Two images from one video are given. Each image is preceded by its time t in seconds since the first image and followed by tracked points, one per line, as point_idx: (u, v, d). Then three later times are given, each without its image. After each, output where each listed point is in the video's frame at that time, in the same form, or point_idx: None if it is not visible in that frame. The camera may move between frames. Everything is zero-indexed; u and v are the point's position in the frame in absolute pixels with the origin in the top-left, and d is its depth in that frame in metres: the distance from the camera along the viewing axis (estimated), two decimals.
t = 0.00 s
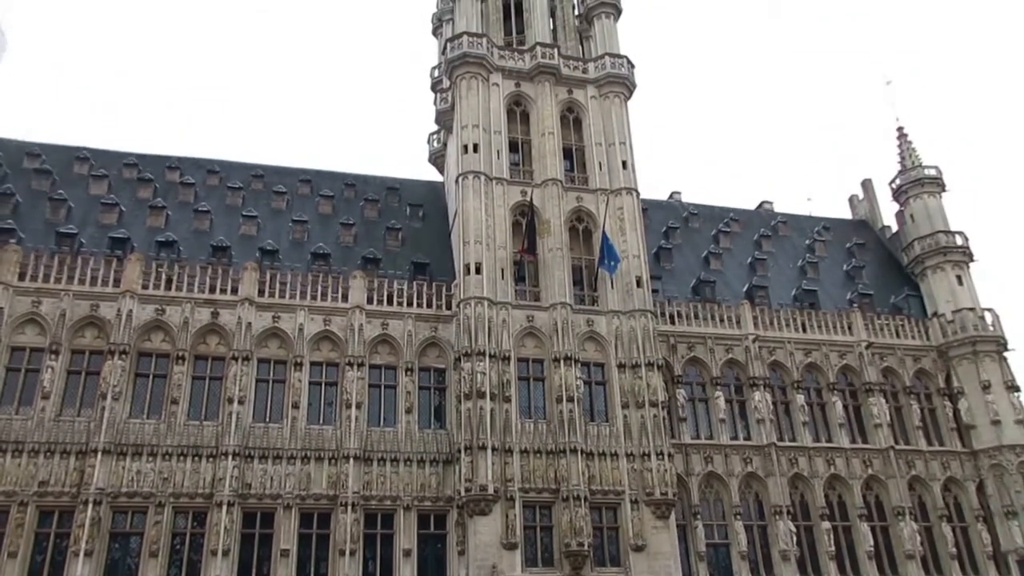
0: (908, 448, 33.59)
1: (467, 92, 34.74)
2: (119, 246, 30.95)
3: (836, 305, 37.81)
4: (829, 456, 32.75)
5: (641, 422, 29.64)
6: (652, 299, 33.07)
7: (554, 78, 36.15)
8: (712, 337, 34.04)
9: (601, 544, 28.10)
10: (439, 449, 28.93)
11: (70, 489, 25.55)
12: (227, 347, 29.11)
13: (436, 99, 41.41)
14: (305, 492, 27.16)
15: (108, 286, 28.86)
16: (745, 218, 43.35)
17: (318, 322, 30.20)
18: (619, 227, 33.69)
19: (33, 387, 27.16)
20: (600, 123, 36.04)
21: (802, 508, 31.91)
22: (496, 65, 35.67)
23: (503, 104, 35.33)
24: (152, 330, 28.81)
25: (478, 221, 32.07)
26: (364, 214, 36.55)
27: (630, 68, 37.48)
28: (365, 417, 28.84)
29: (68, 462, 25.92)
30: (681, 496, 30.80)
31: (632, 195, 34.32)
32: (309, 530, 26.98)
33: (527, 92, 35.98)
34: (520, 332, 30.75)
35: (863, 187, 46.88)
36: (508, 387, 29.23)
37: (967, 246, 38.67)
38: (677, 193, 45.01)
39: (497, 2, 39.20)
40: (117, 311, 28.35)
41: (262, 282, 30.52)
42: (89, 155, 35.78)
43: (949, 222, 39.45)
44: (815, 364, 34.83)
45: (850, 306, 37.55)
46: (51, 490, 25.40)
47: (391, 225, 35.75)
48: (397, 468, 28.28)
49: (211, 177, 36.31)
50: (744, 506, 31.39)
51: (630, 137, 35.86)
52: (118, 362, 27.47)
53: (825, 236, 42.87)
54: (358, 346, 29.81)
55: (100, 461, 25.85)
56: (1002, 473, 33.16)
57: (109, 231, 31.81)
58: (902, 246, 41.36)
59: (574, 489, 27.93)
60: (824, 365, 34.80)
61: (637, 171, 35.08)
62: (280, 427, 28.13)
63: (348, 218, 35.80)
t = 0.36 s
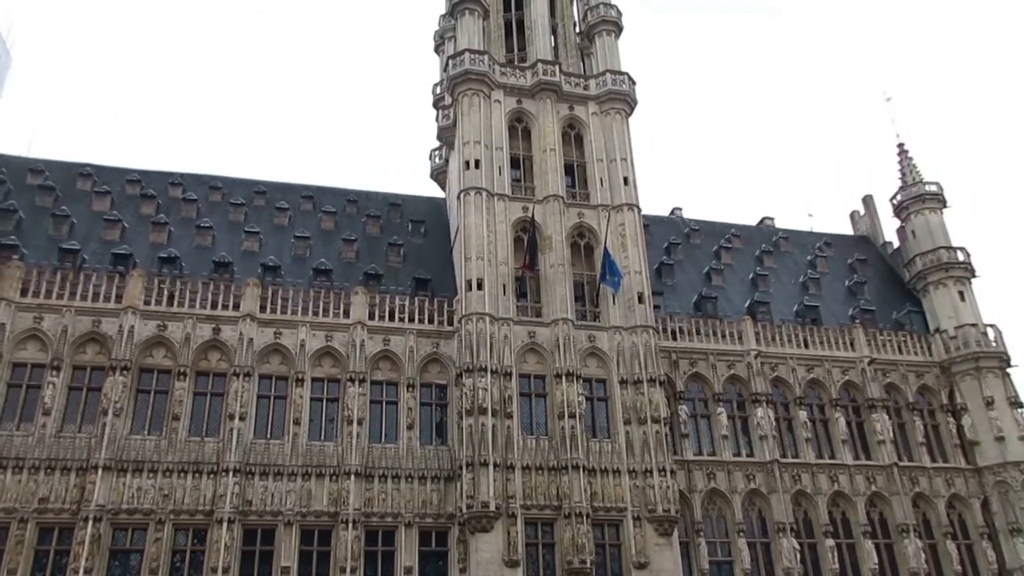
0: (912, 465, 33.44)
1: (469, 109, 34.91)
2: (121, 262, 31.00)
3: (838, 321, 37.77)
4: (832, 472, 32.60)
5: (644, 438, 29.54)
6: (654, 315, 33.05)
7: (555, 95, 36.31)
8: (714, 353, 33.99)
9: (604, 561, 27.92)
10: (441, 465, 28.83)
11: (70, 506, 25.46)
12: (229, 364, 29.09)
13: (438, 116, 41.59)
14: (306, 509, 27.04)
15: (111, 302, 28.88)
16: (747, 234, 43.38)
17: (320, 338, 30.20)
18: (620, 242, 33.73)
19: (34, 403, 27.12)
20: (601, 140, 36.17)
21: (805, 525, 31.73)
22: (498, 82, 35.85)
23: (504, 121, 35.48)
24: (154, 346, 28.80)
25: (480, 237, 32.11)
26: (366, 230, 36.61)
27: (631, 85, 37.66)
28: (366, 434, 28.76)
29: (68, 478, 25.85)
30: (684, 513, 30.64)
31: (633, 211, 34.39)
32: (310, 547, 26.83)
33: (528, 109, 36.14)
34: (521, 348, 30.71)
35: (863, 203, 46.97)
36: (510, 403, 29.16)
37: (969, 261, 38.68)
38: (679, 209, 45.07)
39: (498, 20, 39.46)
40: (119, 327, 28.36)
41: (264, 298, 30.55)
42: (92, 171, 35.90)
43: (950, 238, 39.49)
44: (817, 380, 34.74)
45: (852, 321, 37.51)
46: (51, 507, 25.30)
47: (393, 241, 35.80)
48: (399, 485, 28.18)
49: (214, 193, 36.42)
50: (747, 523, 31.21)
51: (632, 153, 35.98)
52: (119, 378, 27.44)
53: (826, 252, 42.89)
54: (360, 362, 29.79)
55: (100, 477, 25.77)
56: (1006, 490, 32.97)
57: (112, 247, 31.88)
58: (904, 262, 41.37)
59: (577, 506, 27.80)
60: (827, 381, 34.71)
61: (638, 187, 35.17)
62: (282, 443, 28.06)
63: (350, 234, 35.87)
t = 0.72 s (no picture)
0: (916, 481, 33.26)
1: (470, 126, 35.05)
2: (124, 280, 31.04)
3: (840, 336, 37.71)
4: (836, 489, 32.43)
5: (646, 455, 29.42)
6: (656, 331, 33.02)
7: (556, 112, 36.47)
8: (717, 369, 33.92)
9: None
10: (443, 483, 28.70)
11: (71, 525, 25.35)
12: (230, 381, 29.05)
13: (439, 133, 41.76)
14: (307, 527, 26.92)
15: (113, 320, 28.91)
16: (748, 250, 43.39)
17: (321, 355, 30.16)
18: (622, 259, 33.76)
19: (36, 422, 27.08)
20: (602, 157, 36.28)
21: (810, 543, 31.52)
22: (499, 99, 36.02)
23: (505, 138, 35.61)
24: (156, 364, 28.78)
25: (482, 253, 32.14)
26: (368, 247, 36.67)
27: (632, 102, 37.83)
28: (368, 451, 28.67)
29: (69, 497, 25.76)
30: (687, 530, 30.46)
31: (635, 228, 34.43)
32: (311, 566, 26.67)
33: (529, 126, 36.28)
34: (524, 365, 30.66)
35: (865, 219, 47.02)
36: (512, 420, 29.07)
37: (971, 277, 38.66)
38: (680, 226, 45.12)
39: (499, 38, 39.71)
40: (121, 345, 28.37)
41: (266, 315, 30.57)
42: (95, 190, 36.01)
43: (952, 253, 39.49)
44: (820, 396, 34.64)
45: (854, 337, 37.45)
46: (52, 526, 25.19)
47: (395, 258, 35.84)
48: (401, 503, 28.05)
49: (216, 211, 36.52)
50: (751, 541, 31.01)
51: (633, 169, 36.09)
52: (121, 396, 27.41)
53: (828, 268, 42.87)
54: (362, 379, 29.74)
55: (101, 496, 25.67)
56: (1012, 507, 32.78)
57: (114, 265, 31.93)
58: (906, 278, 41.36)
59: (579, 524, 27.65)
60: (830, 397, 34.60)
61: (639, 203, 35.24)
62: (283, 461, 27.98)
63: (352, 251, 35.92)
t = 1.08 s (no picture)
0: (922, 494, 33.07)
1: (474, 140, 35.15)
2: (128, 294, 31.11)
3: (844, 349, 37.62)
4: (842, 502, 32.26)
5: (650, 468, 29.31)
6: (660, 344, 32.98)
7: (559, 125, 36.58)
8: (721, 382, 33.83)
9: None
10: (446, 497, 28.62)
11: (73, 539, 25.29)
12: (234, 395, 29.04)
13: (442, 146, 41.89)
14: (311, 541, 26.83)
15: (117, 333, 28.95)
16: (752, 262, 43.37)
17: (325, 368, 30.15)
18: (625, 271, 33.76)
19: (39, 435, 27.07)
20: (605, 170, 36.34)
21: (815, 557, 31.33)
22: (502, 113, 36.14)
23: (509, 151, 35.71)
24: (159, 377, 28.79)
25: (486, 266, 32.17)
26: (371, 260, 36.72)
27: (635, 115, 37.93)
28: (371, 465, 28.61)
29: (72, 511, 25.72)
30: (692, 544, 30.29)
31: (638, 241, 34.46)
32: None
33: (532, 139, 36.39)
34: (527, 378, 30.62)
35: (868, 231, 47.00)
36: (516, 434, 29.01)
37: (975, 289, 38.59)
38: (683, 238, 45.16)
39: (502, 52, 39.89)
40: (125, 359, 28.38)
41: (269, 329, 30.59)
42: (100, 204, 36.15)
43: (956, 265, 39.45)
44: (825, 409, 34.51)
45: (858, 350, 37.36)
46: (55, 540, 25.14)
47: (398, 271, 35.88)
48: (404, 517, 27.97)
49: (220, 225, 36.63)
50: (756, 555, 30.83)
51: (635, 182, 36.14)
52: (125, 410, 27.40)
53: (832, 280, 42.82)
54: (365, 392, 29.71)
55: (104, 510, 25.63)
56: (1019, 520, 32.56)
57: (118, 279, 32.02)
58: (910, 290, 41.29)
59: (583, 538, 27.52)
60: (834, 410, 34.47)
61: (643, 216, 35.27)
62: (287, 474, 27.92)
63: (355, 264, 35.98)
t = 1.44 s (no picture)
0: (929, 513, 32.83)
1: (476, 159, 35.28)
2: (131, 314, 31.16)
3: (848, 367, 37.52)
4: (848, 522, 32.04)
5: (655, 488, 29.14)
6: (663, 362, 32.91)
7: (561, 144, 36.73)
8: (725, 401, 33.70)
9: None
10: (450, 517, 28.46)
11: (75, 562, 25.15)
12: (236, 415, 28.98)
13: (445, 166, 42.04)
14: (313, 563, 26.67)
15: (120, 354, 28.95)
16: (754, 280, 43.36)
17: (328, 388, 30.11)
18: (628, 289, 33.75)
19: (41, 457, 27.00)
20: (607, 189, 36.44)
21: None
22: (504, 132, 36.29)
23: (511, 171, 35.83)
24: (162, 398, 28.76)
25: (488, 286, 32.18)
26: (374, 280, 36.77)
27: (636, 134, 38.10)
28: (374, 485, 28.50)
29: (73, 533, 25.59)
30: (697, 565, 30.04)
31: (640, 259, 34.48)
32: None
33: (534, 158, 36.53)
34: (530, 397, 30.54)
35: (870, 249, 47.01)
36: (519, 453, 28.89)
37: (979, 306, 38.54)
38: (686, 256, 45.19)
39: (504, 72, 40.15)
40: (128, 379, 28.36)
41: (272, 349, 30.59)
42: (104, 225, 36.28)
43: (959, 282, 39.43)
44: (829, 427, 34.35)
45: (862, 368, 37.24)
46: (56, 562, 25.00)
47: (401, 291, 35.92)
48: (407, 537, 27.80)
49: (224, 245, 36.72)
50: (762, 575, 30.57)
51: (637, 201, 36.22)
52: (127, 431, 27.34)
53: (835, 298, 42.77)
54: (368, 412, 29.64)
55: (106, 532, 25.52)
56: None
57: (122, 299, 32.08)
58: (913, 307, 41.21)
59: (588, 558, 27.33)
60: (839, 428, 34.31)
61: (645, 234, 35.32)
62: (289, 495, 27.79)
63: (358, 284, 36.02)
